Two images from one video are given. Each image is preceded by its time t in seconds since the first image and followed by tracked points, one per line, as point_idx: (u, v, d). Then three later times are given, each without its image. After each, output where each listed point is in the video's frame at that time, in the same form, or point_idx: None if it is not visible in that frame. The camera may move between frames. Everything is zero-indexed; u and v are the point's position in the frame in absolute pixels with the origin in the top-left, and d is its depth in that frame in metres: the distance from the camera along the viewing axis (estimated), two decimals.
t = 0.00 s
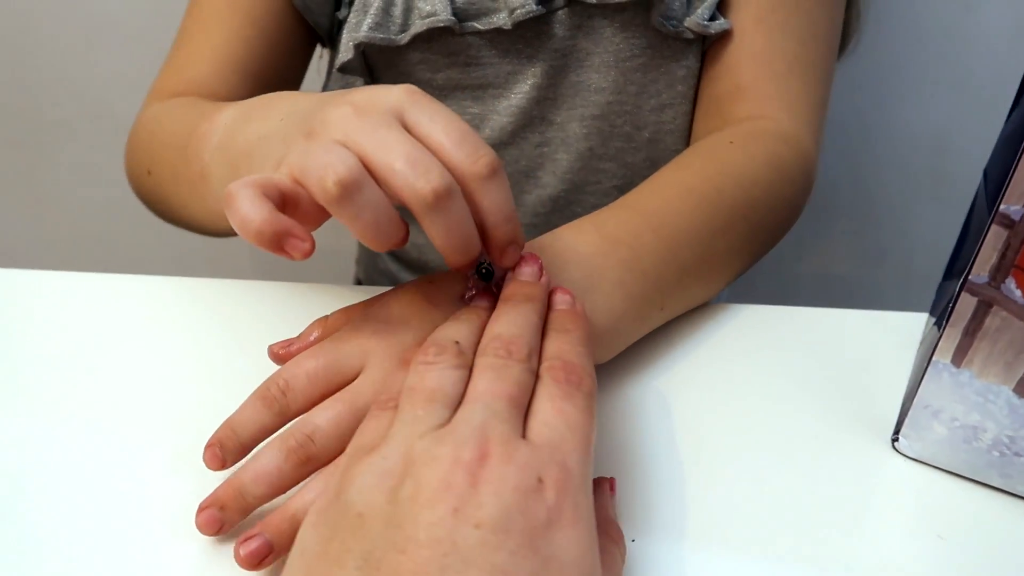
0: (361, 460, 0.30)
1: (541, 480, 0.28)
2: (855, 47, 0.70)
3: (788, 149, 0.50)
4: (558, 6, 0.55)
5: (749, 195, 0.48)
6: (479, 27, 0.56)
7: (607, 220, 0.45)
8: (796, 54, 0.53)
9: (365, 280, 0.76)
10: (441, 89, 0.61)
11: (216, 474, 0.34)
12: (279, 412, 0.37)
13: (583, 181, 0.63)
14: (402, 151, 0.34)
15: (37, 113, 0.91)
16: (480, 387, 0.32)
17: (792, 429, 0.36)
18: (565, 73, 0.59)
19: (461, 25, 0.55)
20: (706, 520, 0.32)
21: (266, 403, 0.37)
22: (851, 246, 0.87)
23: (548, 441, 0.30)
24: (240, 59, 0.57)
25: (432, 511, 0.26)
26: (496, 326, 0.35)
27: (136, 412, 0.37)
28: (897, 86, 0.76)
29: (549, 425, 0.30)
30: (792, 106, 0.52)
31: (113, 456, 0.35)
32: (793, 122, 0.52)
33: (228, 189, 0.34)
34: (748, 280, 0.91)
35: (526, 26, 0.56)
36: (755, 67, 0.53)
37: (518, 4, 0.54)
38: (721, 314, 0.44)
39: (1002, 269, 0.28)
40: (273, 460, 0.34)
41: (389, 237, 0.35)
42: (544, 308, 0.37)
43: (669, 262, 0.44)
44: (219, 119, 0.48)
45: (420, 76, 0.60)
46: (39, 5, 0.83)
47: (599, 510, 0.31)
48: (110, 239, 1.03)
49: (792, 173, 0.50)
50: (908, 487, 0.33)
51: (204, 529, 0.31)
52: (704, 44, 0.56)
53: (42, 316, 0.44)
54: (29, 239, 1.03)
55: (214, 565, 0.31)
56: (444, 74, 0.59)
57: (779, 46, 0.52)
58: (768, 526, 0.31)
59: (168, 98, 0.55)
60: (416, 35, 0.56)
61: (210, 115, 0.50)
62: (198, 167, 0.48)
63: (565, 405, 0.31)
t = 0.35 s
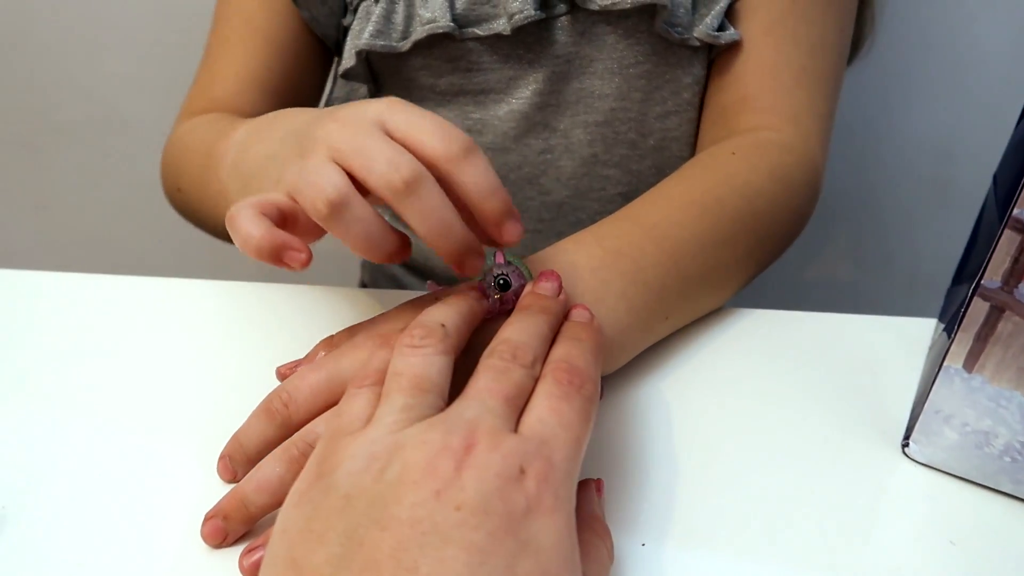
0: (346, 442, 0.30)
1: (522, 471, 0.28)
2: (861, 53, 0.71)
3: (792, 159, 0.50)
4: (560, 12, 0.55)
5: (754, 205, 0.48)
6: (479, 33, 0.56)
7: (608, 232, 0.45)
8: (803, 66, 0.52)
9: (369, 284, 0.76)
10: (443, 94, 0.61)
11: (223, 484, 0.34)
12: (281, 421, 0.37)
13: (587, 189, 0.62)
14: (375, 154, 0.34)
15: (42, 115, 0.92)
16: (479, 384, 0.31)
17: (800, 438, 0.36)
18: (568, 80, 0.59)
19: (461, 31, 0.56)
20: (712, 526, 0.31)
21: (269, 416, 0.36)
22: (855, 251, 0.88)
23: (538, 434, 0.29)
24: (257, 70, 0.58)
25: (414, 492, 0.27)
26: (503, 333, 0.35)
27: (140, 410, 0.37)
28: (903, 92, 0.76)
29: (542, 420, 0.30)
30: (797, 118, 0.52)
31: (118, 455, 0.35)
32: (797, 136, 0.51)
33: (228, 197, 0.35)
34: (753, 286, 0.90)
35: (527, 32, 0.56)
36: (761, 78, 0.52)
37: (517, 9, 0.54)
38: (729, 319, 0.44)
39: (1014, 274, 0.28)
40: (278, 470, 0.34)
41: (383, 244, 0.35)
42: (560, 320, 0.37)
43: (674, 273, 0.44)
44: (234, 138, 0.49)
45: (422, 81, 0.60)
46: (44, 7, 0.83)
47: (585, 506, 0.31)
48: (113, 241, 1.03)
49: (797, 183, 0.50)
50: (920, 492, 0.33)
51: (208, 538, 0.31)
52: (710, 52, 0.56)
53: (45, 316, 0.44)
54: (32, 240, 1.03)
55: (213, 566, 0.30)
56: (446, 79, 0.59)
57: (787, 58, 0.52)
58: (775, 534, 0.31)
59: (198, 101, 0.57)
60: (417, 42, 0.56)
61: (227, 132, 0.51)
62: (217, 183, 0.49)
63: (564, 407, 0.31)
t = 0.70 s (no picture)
0: (344, 460, 0.30)
1: (519, 483, 0.27)
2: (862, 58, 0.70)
3: (799, 167, 0.49)
4: (556, 18, 0.54)
5: (762, 213, 0.47)
6: (474, 34, 0.56)
7: (610, 238, 0.45)
8: (813, 74, 0.51)
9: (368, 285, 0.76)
10: (443, 91, 0.61)
11: (222, 487, 0.34)
12: (281, 423, 0.36)
13: (584, 188, 0.62)
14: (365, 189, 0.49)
15: (39, 114, 0.91)
16: (475, 397, 0.31)
17: (806, 446, 0.35)
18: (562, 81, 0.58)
19: (455, 31, 0.56)
20: (714, 532, 0.31)
21: (269, 417, 0.36)
22: (852, 255, 0.88)
23: (534, 446, 0.29)
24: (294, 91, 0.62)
25: (412, 508, 0.27)
26: (501, 342, 0.34)
27: (138, 410, 0.37)
28: (904, 96, 0.76)
29: (540, 432, 0.30)
30: (806, 127, 0.51)
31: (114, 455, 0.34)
32: (808, 146, 0.50)
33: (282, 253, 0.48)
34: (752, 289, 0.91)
35: (520, 34, 0.55)
36: (771, 88, 0.51)
37: (507, 11, 0.53)
38: (731, 322, 0.44)
39: (1020, 276, 0.27)
40: (276, 469, 0.34)
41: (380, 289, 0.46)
42: (558, 325, 0.36)
43: (676, 280, 0.43)
44: (308, 170, 0.58)
45: (422, 75, 0.60)
46: (42, 7, 0.83)
47: (583, 512, 0.30)
48: (110, 241, 1.02)
49: (806, 192, 0.49)
50: (924, 496, 0.33)
51: (205, 539, 0.31)
52: (714, 60, 0.56)
53: (41, 317, 0.43)
54: (29, 242, 1.02)
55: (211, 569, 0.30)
56: (444, 75, 0.60)
57: (795, 65, 0.51)
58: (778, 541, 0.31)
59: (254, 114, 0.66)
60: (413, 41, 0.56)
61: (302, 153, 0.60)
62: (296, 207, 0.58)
63: (562, 417, 0.30)
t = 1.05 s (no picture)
0: (346, 471, 0.30)
1: (520, 496, 0.27)
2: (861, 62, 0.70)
3: (799, 174, 0.49)
4: (562, 35, 0.54)
5: (764, 218, 0.47)
6: (484, 54, 0.56)
7: (610, 243, 0.45)
8: (809, 81, 0.51)
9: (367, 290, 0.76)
10: (454, 108, 0.62)
11: (222, 486, 0.34)
12: (281, 425, 0.37)
13: (590, 195, 0.63)
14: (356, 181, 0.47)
15: (39, 119, 0.91)
16: (474, 406, 0.31)
17: (805, 448, 0.35)
18: (571, 96, 0.58)
19: (466, 51, 0.56)
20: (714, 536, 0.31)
21: (268, 418, 0.36)
22: (853, 259, 0.88)
23: (535, 459, 0.29)
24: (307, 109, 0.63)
25: (413, 521, 0.27)
26: (499, 349, 0.34)
27: (139, 415, 0.37)
28: (904, 100, 0.76)
29: (540, 444, 0.30)
30: (807, 134, 0.51)
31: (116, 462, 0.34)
32: (808, 152, 0.50)
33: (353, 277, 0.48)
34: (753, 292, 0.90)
35: (529, 52, 0.56)
36: (769, 96, 0.51)
37: (519, 33, 0.53)
38: (730, 327, 0.44)
39: (1019, 281, 0.27)
40: (276, 472, 0.34)
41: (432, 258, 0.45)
42: (555, 332, 0.36)
43: (675, 286, 0.43)
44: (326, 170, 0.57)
45: (432, 92, 0.61)
46: (43, 12, 0.83)
47: (583, 518, 0.30)
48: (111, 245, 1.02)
49: (806, 198, 0.49)
50: (924, 500, 0.33)
51: (205, 539, 0.31)
52: (715, 69, 0.55)
53: (39, 322, 0.43)
54: (29, 246, 1.02)
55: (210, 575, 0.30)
56: (455, 92, 0.60)
57: (791, 71, 0.51)
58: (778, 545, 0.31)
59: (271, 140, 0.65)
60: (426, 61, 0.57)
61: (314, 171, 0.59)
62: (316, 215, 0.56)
63: (560, 428, 0.30)
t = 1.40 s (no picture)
0: (351, 470, 0.30)
1: (525, 494, 0.27)
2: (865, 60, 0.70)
3: (805, 172, 0.49)
4: (572, 34, 0.54)
5: (769, 216, 0.47)
6: (495, 54, 0.56)
7: (616, 240, 0.44)
8: (814, 79, 0.51)
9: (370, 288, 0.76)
10: (463, 110, 0.62)
11: (225, 480, 0.34)
12: (284, 419, 0.37)
13: (597, 195, 0.63)
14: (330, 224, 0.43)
15: (42, 116, 0.91)
16: (478, 405, 0.31)
17: (810, 445, 0.35)
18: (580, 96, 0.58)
19: (476, 52, 0.56)
20: (719, 532, 0.31)
21: (272, 414, 0.36)
22: (856, 257, 0.88)
23: (539, 457, 0.29)
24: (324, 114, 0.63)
25: (418, 520, 0.27)
26: (504, 346, 0.34)
27: (145, 409, 0.37)
28: (908, 98, 0.76)
29: (544, 442, 0.30)
30: (812, 132, 0.51)
31: (120, 457, 0.34)
32: (812, 149, 0.50)
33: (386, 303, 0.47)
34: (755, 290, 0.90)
35: (541, 52, 0.56)
36: (774, 93, 0.51)
37: (531, 34, 0.53)
38: (735, 324, 0.44)
39: None
40: (280, 468, 0.34)
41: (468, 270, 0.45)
42: (559, 327, 0.36)
43: (680, 283, 0.43)
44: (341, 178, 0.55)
45: (441, 94, 0.61)
46: (46, 9, 0.83)
47: (588, 515, 0.30)
48: (114, 242, 1.03)
49: (811, 197, 0.49)
50: (929, 498, 0.33)
51: (209, 533, 0.31)
52: (721, 66, 0.56)
53: (43, 318, 0.43)
54: (32, 244, 1.03)
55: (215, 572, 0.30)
56: (464, 94, 0.60)
57: (795, 69, 0.51)
58: (782, 541, 0.31)
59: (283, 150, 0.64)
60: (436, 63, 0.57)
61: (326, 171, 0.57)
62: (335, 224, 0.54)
63: (565, 426, 0.30)
